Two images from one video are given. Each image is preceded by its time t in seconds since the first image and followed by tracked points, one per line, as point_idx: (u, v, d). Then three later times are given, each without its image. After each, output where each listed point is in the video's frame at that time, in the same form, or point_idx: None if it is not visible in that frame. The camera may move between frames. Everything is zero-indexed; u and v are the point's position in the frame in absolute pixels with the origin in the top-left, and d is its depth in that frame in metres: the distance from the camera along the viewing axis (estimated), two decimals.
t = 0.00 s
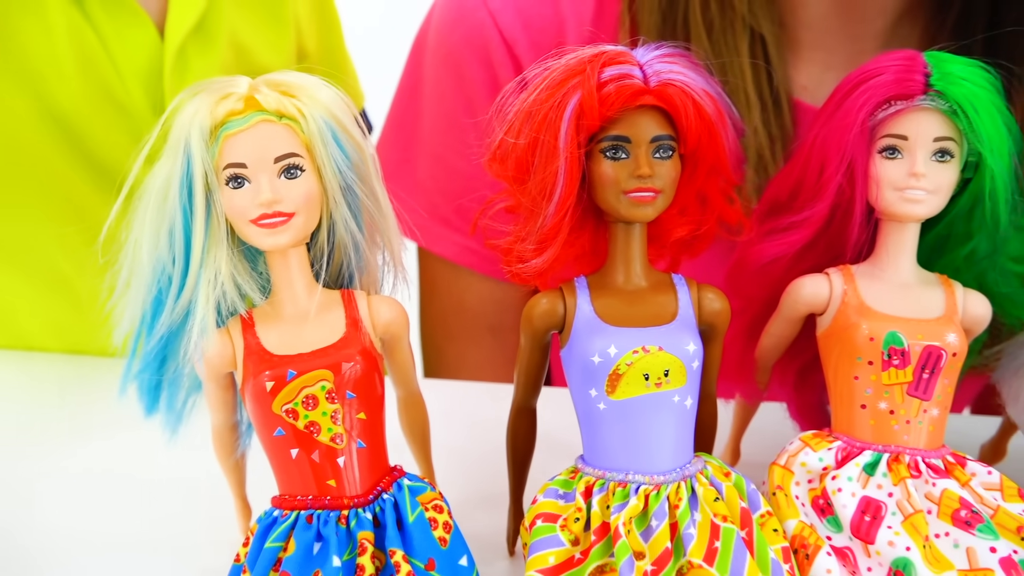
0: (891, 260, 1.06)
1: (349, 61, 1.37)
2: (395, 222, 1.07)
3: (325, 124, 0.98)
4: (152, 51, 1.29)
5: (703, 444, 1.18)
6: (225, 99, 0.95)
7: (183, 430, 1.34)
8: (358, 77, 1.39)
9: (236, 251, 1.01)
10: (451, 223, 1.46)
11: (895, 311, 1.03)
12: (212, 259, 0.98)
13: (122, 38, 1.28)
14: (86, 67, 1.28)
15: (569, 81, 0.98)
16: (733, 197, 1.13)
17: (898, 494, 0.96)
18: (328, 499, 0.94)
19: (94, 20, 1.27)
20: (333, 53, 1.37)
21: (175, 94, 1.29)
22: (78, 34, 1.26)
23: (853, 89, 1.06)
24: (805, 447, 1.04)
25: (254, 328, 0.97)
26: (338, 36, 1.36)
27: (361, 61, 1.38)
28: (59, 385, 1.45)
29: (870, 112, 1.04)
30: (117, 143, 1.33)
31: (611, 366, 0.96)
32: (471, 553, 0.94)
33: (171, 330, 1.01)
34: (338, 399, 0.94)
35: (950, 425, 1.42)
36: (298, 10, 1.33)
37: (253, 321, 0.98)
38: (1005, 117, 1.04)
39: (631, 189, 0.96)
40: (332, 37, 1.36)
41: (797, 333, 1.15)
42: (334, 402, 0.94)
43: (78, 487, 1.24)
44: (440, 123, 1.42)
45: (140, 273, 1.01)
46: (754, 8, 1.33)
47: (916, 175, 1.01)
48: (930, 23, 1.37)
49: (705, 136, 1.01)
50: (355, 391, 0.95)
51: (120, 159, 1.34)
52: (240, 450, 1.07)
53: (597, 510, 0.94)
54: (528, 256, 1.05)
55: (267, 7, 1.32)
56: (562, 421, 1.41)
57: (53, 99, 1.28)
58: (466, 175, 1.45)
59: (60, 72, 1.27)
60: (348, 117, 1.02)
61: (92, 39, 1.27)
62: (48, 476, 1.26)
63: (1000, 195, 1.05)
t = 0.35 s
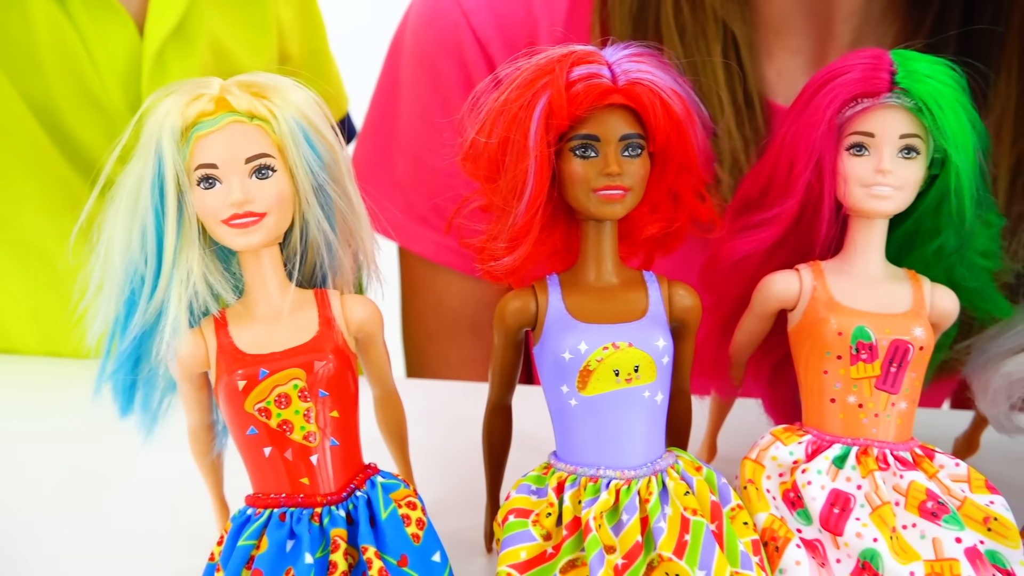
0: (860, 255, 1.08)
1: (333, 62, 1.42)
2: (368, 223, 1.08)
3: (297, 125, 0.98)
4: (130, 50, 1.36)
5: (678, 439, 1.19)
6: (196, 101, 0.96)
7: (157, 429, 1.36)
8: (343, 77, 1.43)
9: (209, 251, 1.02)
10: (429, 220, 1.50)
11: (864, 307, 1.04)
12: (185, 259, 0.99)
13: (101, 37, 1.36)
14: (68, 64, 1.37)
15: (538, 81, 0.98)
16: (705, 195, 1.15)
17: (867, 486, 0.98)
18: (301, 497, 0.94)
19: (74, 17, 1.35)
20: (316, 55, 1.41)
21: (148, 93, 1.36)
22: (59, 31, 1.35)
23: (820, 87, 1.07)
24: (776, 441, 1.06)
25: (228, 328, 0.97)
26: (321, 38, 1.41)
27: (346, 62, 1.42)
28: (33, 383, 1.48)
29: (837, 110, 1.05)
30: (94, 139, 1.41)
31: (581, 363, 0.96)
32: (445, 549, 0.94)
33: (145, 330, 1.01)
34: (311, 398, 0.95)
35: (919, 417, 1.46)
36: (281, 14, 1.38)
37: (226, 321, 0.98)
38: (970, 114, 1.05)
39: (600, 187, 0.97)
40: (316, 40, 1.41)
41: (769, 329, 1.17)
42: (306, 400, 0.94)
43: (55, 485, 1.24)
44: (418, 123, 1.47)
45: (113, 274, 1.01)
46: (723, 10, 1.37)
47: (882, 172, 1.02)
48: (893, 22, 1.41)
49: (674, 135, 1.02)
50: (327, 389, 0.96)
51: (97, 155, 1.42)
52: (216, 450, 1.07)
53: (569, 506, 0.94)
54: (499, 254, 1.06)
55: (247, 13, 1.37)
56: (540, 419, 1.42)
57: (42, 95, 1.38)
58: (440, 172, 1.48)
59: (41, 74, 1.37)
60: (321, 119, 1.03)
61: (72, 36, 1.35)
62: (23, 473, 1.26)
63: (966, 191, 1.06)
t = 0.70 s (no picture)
0: (825, 248, 1.08)
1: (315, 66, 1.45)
2: (334, 220, 1.08)
3: (260, 121, 0.99)
4: (115, 49, 1.38)
5: (650, 432, 1.20)
6: (158, 97, 0.95)
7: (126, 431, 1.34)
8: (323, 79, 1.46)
9: (173, 247, 1.01)
10: (404, 214, 1.53)
11: (828, 298, 1.05)
12: (149, 256, 0.99)
13: (86, 34, 1.37)
14: (52, 58, 1.38)
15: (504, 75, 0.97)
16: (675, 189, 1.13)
17: (831, 476, 0.98)
18: (266, 493, 0.94)
19: (61, 15, 1.36)
20: (298, 57, 1.44)
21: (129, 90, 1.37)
22: (45, 27, 1.36)
23: (785, 80, 1.08)
24: (742, 433, 1.06)
25: (193, 325, 0.97)
26: (304, 41, 1.43)
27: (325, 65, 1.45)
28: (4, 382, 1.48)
29: (802, 103, 1.06)
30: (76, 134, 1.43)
31: (548, 356, 0.96)
32: (411, 544, 0.94)
33: (110, 328, 1.01)
34: (275, 394, 0.95)
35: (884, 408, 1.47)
36: (264, 16, 1.40)
37: (191, 318, 0.98)
38: (932, 107, 1.06)
39: (566, 181, 0.96)
40: (298, 42, 1.43)
41: (739, 321, 1.17)
42: (271, 396, 0.94)
43: (25, 483, 1.24)
44: (393, 116, 1.49)
45: (77, 272, 1.00)
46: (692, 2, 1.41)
47: (846, 164, 1.03)
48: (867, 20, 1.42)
49: (641, 129, 1.01)
50: (293, 385, 0.96)
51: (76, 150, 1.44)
52: (186, 447, 1.06)
53: (536, 499, 0.94)
54: (467, 248, 1.04)
55: (232, 15, 1.40)
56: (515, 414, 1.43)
57: (25, 89, 1.40)
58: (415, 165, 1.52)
59: (26, 69, 1.39)
60: (286, 115, 1.03)
61: (57, 32, 1.37)
62: None
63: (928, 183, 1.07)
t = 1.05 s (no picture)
0: (777, 245, 1.09)
1: (287, 74, 1.47)
2: (284, 221, 1.08)
3: (208, 121, 0.98)
4: (85, 50, 1.35)
5: (608, 430, 1.20)
6: (103, 97, 0.94)
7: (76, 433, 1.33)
8: (295, 86, 1.48)
9: (120, 248, 1.01)
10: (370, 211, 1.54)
11: (778, 294, 1.05)
12: (95, 257, 0.99)
13: (56, 35, 1.33)
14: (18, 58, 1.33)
15: (453, 74, 0.96)
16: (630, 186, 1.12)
17: (780, 471, 0.99)
18: (214, 495, 0.94)
19: (30, 16, 1.32)
20: (271, 65, 1.45)
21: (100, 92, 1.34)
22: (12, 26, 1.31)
23: (735, 78, 1.08)
24: (695, 430, 1.06)
25: (140, 326, 0.96)
26: (276, 50, 1.45)
27: (298, 74, 1.47)
28: None
29: (751, 100, 1.06)
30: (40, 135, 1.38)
31: (498, 355, 0.95)
32: (361, 544, 0.94)
33: (56, 331, 1.00)
34: (222, 395, 0.94)
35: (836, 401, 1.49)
36: (236, 22, 1.40)
37: (138, 320, 0.97)
38: (880, 103, 1.07)
39: (515, 179, 0.95)
40: (270, 50, 1.45)
41: (695, 317, 1.17)
42: (218, 397, 0.94)
43: None
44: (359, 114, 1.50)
45: (22, 274, 1.00)
46: None
47: (795, 161, 1.03)
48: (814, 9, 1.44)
49: (591, 126, 1.00)
50: (241, 386, 0.95)
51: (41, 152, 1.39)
52: (140, 449, 1.06)
53: (486, 498, 0.94)
54: (418, 247, 1.03)
55: (204, 19, 1.38)
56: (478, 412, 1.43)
57: None
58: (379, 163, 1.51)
59: None
60: (236, 115, 1.02)
61: (25, 32, 1.32)
62: None
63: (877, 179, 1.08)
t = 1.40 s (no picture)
0: (728, 243, 1.09)
1: (256, 83, 1.50)
2: (234, 223, 1.07)
3: (152, 123, 0.96)
4: (53, 49, 1.32)
5: (565, 430, 1.20)
6: (44, 99, 0.93)
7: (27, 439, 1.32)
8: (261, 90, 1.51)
9: (63, 252, 1.00)
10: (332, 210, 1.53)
11: (728, 293, 1.05)
12: (37, 262, 0.98)
13: (22, 33, 1.30)
14: None
15: (400, 74, 0.96)
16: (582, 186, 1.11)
17: (730, 469, 0.99)
18: (159, 500, 0.94)
19: None
20: (238, 70, 1.46)
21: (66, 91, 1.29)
22: None
23: (684, 78, 1.08)
24: (646, 428, 1.06)
25: (84, 331, 0.96)
26: (242, 57, 1.46)
27: (264, 79, 1.50)
28: None
29: (700, 99, 1.06)
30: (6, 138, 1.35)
31: (445, 356, 0.95)
32: (310, 547, 0.94)
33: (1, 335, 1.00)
34: (167, 398, 0.93)
35: (787, 402, 1.49)
36: (204, 26, 1.39)
37: (83, 324, 0.97)
38: (827, 102, 1.07)
39: (461, 179, 0.95)
40: (235, 57, 1.45)
41: (650, 316, 1.18)
42: (163, 401, 0.93)
43: None
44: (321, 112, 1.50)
45: None
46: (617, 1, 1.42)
47: (742, 160, 1.03)
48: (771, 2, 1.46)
49: (540, 126, 1.00)
50: (187, 390, 0.95)
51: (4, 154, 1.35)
52: (92, 454, 1.05)
53: (434, 499, 0.93)
54: (368, 248, 1.03)
55: (173, 24, 1.36)
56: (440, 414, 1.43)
57: None
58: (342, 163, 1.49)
59: None
60: (182, 117, 1.01)
61: None
62: None
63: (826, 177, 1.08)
